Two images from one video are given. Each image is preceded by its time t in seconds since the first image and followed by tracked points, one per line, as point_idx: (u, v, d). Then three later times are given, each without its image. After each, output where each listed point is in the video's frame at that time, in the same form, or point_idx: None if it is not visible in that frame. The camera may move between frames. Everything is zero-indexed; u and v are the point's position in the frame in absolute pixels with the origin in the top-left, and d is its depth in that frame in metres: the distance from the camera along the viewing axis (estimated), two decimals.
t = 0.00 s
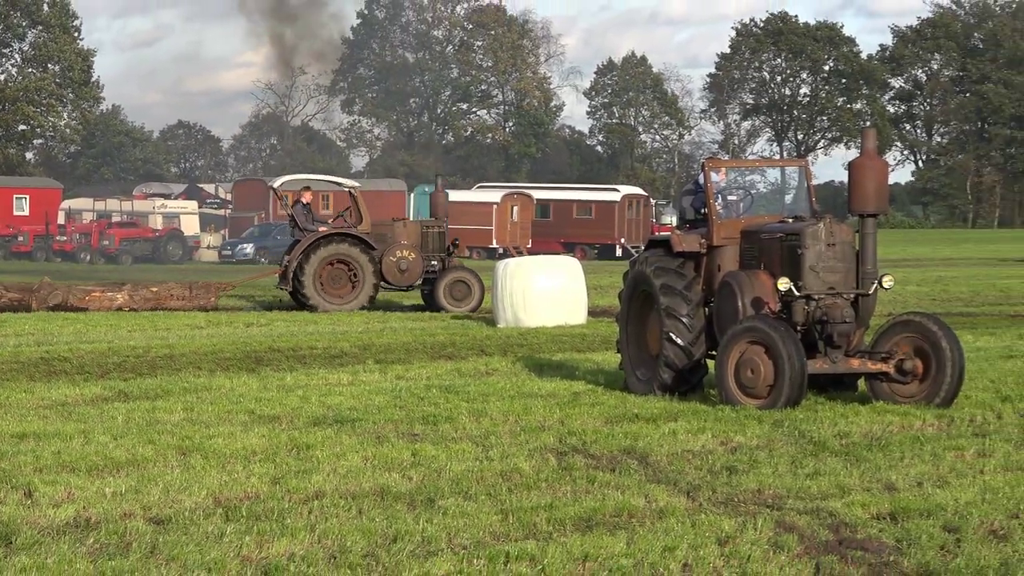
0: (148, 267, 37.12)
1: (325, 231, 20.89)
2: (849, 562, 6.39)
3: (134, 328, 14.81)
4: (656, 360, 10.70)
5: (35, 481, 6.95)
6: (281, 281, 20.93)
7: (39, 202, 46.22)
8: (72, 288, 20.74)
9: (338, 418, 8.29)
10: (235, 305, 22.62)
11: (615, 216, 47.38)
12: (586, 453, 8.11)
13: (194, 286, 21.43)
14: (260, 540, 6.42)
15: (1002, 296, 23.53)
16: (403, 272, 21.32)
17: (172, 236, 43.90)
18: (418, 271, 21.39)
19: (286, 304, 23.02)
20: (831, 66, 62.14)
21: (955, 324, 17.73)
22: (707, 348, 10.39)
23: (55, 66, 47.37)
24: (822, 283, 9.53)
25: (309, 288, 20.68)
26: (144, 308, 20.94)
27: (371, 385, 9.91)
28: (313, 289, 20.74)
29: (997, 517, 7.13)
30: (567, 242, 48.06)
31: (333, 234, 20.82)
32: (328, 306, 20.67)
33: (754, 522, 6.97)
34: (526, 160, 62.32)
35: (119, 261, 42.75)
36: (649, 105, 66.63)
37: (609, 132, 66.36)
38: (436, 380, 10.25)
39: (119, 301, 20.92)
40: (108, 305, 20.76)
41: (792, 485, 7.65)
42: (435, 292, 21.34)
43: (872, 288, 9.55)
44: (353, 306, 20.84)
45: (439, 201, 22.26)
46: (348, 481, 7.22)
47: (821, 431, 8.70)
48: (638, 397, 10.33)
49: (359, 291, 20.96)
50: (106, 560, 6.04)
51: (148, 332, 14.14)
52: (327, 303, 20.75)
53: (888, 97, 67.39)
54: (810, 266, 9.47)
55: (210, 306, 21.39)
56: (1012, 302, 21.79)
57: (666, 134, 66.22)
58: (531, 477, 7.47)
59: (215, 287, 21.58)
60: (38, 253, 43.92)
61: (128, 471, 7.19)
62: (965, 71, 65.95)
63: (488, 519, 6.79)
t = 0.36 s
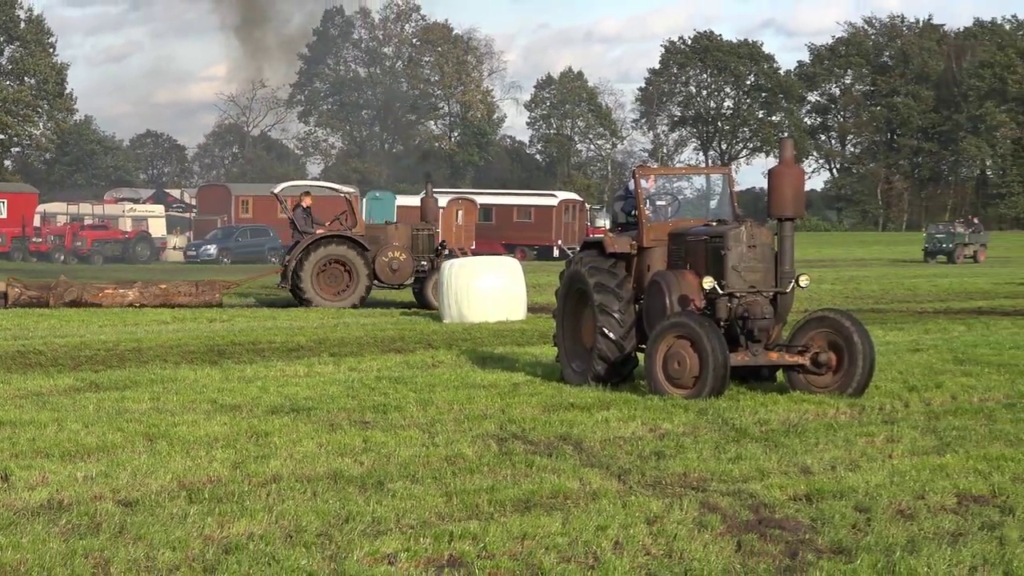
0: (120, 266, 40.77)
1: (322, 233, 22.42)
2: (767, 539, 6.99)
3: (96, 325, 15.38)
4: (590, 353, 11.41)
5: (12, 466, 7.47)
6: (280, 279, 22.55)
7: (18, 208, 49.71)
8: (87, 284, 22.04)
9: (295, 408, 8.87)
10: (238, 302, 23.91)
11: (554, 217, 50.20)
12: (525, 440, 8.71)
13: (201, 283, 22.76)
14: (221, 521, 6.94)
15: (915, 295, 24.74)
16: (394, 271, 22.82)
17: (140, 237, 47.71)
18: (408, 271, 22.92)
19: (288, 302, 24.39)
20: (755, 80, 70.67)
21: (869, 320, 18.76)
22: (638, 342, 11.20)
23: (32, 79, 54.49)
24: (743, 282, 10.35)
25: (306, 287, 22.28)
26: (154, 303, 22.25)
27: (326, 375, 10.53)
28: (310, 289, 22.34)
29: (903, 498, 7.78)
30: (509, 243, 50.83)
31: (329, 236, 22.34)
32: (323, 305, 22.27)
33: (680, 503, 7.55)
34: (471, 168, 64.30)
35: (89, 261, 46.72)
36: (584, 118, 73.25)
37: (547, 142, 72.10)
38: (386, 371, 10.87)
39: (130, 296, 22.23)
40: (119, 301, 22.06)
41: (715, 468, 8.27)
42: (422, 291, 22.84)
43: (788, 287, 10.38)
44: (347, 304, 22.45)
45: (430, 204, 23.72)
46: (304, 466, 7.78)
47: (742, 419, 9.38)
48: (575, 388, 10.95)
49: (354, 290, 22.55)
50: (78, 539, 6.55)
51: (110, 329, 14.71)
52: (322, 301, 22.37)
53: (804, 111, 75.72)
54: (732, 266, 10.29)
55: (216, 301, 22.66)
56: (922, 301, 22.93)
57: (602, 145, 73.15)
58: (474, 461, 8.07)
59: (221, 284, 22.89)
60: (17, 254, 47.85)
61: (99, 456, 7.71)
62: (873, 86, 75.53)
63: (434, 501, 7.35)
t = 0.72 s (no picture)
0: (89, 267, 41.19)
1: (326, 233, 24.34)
2: (696, 517, 7.57)
3: (64, 323, 15.98)
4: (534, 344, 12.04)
5: None
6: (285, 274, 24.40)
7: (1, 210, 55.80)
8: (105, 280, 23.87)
9: (260, 397, 9.48)
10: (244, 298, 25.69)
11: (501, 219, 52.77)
12: (474, 425, 9.32)
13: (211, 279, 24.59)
14: (189, 502, 7.46)
15: (839, 291, 25.77)
16: (389, 269, 25.08)
17: (116, 238, 50.27)
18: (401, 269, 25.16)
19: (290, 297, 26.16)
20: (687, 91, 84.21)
21: (795, 314, 19.70)
22: (579, 334, 11.84)
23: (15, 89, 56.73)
24: (676, 278, 11.06)
25: (309, 284, 24.17)
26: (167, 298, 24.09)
27: (289, 366, 11.16)
28: (313, 285, 24.23)
29: (825, 479, 8.38)
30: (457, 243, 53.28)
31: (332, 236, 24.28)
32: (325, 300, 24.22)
33: (618, 484, 8.15)
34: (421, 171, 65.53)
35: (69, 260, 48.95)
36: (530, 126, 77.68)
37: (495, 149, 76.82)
38: (345, 362, 11.50)
39: (144, 291, 24.09)
40: (133, 296, 23.90)
41: (650, 452, 8.90)
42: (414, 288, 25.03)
43: (719, 283, 11.12)
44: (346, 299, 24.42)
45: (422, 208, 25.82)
46: (268, 450, 8.34)
47: (676, 406, 10.07)
48: (521, 378, 11.56)
49: (353, 286, 24.54)
50: (55, 519, 7.05)
51: (78, 325, 15.33)
52: (324, 297, 24.27)
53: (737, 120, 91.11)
54: (667, 264, 11.03)
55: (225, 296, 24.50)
56: (845, 297, 23.94)
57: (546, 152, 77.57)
58: (426, 444, 8.69)
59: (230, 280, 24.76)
60: None
61: (76, 441, 8.27)
62: (800, 98, 89.11)
63: (389, 482, 7.91)
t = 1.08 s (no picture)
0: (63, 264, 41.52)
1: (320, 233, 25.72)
2: (637, 500, 8.11)
3: (29, 318, 16.48)
4: (484, 337, 12.58)
5: None
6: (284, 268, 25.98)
7: None
8: (110, 277, 26.14)
9: (223, 388, 9.99)
10: (251, 292, 27.46)
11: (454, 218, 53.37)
12: (427, 413, 9.84)
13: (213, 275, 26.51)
14: (157, 486, 7.89)
15: (771, 285, 26.65)
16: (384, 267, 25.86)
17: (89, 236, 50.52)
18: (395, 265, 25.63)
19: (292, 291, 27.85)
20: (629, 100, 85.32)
21: (730, 307, 20.50)
22: (527, 328, 12.39)
23: None
24: (619, 274, 11.62)
25: (303, 279, 25.63)
26: (169, 293, 26.19)
27: (249, 358, 11.67)
28: (307, 280, 25.68)
29: (759, 464, 8.93)
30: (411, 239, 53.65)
31: (324, 235, 25.64)
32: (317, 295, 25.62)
33: (563, 468, 8.68)
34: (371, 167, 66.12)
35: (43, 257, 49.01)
36: (481, 130, 77.29)
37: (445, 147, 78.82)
38: (303, 353, 12.01)
39: (149, 287, 26.21)
40: (137, 290, 26.05)
41: (594, 438, 9.45)
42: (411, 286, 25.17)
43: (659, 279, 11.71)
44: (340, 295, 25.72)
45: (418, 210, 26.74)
46: (232, 436, 8.84)
47: (619, 394, 10.63)
48: (471, 368, 12.08)
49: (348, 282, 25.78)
50: (29, 502, 7.48)
51: (45, 320, 15.81)
52: (317, 292, 25.68)
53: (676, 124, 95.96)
54: (610, 260, 11.59)
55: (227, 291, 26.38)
56: (778, 291, 24.81)
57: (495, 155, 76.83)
58: (382, 431, 9.20)
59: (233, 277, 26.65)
60: None
61: (50, 429, 8.75)
62: (735, 103, 94.60)
63: (347, 467, 8.39)
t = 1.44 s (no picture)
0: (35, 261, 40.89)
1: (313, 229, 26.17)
2: (586, 491, 8.36)
3: None
4: (437, 332, 12.81)
5: None
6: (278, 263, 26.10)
7: None
8: (107, 276, 26.76)
9: (181, 384, 10.16)
10: (241, 289, 28.10)
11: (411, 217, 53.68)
12: (381, 408, 10.05)
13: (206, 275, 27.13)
14: (116, 480, 8.05)
15: (715, 282, 27.01)
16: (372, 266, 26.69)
17: (48, 235, 50.66)
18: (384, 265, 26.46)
19: (281, 288, 28.39)
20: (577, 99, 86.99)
21: (677, 304, 20.79)
22: (478, 323, 12.64)
23: None
24: (568, 270, 11.91)
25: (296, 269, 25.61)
26: (163, 291, 26.80)
27: (206, 354, 11.85)
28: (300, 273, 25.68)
29: (704, 455, 9.21)
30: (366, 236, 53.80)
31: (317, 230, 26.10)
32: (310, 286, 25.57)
33: (514, 461, 8.92)
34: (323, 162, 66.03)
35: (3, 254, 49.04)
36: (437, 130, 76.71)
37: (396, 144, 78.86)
38: (259, 349, 12.20)
39: (144, 285, 26.84)
40: (132, 289, 26.69)
41: (544, 431, 9.69)
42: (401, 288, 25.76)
43: (607, 275, 11.99)
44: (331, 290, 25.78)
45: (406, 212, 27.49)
46: (189, 431, 9.02)
47: (568, 388, 10.90)
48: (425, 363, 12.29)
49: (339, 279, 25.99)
50: None
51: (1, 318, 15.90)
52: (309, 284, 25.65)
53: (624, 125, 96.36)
54: (559, 258, 11.88)
55: (219, 290, 27.01)
56: (724, 287, 25.14)
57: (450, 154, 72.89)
58: (338, 425, 9.41)
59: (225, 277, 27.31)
60: None
61: (11, 426, 8.90)
62: (681, 105, 95.07)
63: (301, 461, 8.58)
